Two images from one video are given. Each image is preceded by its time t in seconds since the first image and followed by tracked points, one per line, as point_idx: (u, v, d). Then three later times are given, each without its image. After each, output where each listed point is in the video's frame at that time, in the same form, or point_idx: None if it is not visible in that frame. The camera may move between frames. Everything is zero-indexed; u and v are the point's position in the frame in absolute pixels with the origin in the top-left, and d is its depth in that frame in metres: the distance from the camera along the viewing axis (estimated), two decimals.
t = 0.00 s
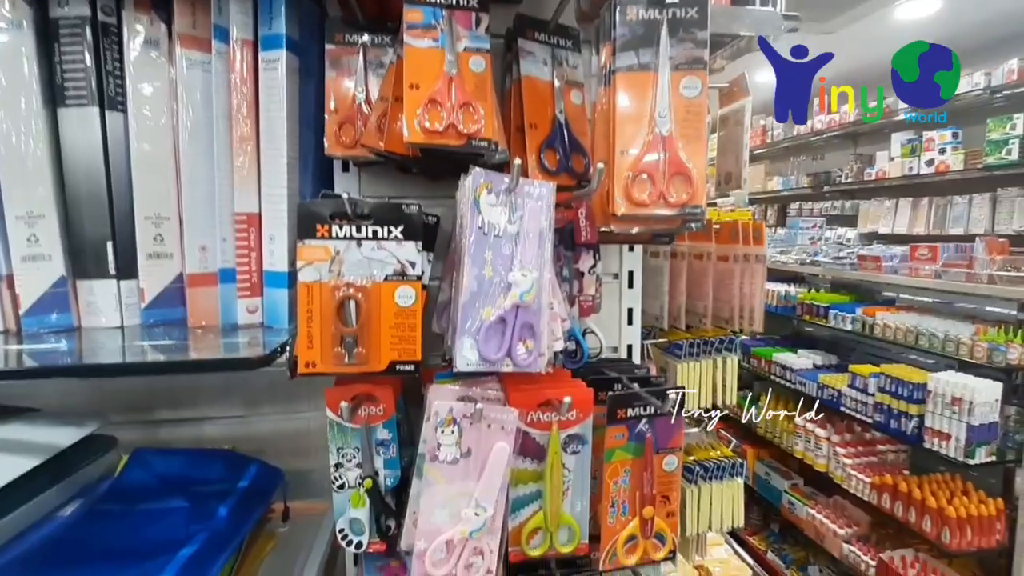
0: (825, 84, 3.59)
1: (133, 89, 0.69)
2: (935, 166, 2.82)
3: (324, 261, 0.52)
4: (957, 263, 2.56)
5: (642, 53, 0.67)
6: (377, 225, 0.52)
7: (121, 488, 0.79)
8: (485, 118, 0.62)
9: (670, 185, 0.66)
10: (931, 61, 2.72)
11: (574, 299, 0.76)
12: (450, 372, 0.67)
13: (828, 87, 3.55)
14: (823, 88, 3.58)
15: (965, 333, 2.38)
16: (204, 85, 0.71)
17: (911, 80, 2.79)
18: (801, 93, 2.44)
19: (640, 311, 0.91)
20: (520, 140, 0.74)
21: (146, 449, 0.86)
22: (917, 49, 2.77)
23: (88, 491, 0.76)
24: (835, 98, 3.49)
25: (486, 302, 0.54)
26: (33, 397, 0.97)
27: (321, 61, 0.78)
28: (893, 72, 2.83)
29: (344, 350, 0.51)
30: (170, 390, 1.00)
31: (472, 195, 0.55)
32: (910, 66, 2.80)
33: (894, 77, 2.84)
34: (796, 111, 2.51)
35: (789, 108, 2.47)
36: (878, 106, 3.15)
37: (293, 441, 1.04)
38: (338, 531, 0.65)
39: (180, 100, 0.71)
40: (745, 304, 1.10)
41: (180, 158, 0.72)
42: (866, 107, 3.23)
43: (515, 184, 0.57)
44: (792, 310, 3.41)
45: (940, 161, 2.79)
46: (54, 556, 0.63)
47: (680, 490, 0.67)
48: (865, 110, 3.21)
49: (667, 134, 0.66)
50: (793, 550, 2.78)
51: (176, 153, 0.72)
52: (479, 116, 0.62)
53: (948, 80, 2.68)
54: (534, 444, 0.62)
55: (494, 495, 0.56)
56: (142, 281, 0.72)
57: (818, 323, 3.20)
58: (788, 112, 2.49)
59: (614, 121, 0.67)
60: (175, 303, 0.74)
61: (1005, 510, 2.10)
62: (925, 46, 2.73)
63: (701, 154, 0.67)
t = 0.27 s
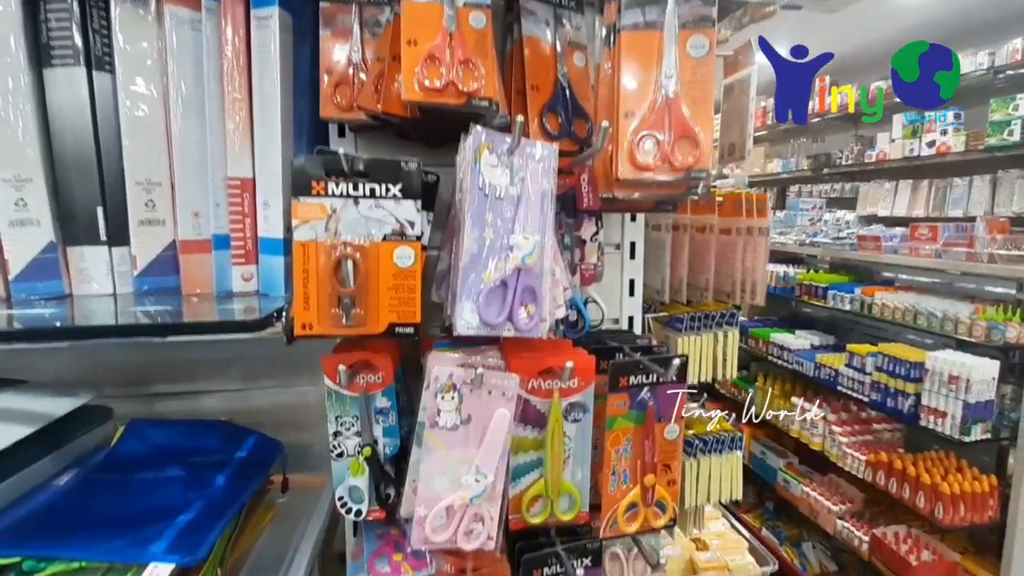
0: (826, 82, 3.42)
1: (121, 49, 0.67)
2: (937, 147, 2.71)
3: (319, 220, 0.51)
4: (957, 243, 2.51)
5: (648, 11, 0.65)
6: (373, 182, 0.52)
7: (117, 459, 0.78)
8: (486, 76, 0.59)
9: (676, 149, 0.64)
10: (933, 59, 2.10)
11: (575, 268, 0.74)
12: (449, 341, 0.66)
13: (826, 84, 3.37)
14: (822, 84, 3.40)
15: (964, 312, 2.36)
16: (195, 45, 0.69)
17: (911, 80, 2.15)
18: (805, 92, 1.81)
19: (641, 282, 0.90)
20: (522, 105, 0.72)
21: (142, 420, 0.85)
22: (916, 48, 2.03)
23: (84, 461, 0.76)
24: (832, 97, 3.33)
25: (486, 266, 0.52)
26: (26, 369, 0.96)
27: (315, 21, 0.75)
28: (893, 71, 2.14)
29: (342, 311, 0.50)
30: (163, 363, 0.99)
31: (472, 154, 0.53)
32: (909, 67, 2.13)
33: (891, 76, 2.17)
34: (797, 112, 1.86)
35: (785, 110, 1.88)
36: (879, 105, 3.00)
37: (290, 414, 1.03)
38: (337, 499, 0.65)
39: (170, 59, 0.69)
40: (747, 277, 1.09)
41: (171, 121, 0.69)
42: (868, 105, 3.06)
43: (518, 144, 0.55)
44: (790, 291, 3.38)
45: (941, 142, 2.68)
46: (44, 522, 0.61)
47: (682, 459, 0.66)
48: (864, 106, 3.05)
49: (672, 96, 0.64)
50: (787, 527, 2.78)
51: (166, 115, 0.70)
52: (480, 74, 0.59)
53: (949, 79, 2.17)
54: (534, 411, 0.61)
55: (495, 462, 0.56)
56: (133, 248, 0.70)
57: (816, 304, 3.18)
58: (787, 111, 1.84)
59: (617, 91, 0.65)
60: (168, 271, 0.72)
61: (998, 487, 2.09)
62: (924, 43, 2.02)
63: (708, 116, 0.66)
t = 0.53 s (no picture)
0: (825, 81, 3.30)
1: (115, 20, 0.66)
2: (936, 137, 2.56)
3: (319, 188, 0.51)
4: (957, 229, 2.37)
5: None
6: (376, 151, 0.52)
7: (116, 436, 0.77)
8: (487, 45, 0.58)
9: (679, 123, 0.64)
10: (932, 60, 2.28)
11: (577, 244, 0.76)
12: (450, 317, 0.65)
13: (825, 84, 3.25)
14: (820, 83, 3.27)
15: (962, 298, 2.33)
16: (190, 15, 0.68)
17: (910, 80, 2.32)
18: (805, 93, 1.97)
19: (642, 261, 0.88)
20: (522, 78, 0.71)
21: (141, 399, 0.84)
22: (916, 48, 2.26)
23: (83, 438, 0.75)
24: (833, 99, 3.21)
25: (488, 238, 0.52)
26: (24, 349, 0.96)
27: None
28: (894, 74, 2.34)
29: (344, 281, 0.50)
30: (160, 342, 0.99)
31: (474, 124, 0.52)
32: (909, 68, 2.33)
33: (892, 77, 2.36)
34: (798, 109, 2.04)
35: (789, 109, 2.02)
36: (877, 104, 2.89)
37: (289, 395, 1.03)
38: (338, 475, 0.65)
39: (166, 31, 0.67)
40: (750, 258, 1.09)
41: (167, 95, 0.68)
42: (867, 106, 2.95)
43: (519, 115, 0.54)
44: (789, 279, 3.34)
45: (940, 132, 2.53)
46: (41, 496, 0.61)
47: (683, 435, 0.66)
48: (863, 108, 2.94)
49: (677, 67, 0.64)
50: (783, 512, 2.79)
51: (161, 88, 0.68)
52: (481, 44, 0.58)
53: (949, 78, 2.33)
54: (536, 386, 0.61)
55: (496, 436, 0.55)
56: (131, 224, 0.69)
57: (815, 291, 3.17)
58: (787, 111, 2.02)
59: (620, 63, 0.65)
60: (167, 248, 0.71)
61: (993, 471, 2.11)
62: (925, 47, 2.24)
63: (710, 88, 0.65)
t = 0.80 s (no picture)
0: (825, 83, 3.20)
1: None
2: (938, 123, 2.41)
3: (321, 152, 0.51)
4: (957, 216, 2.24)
5: None
6: (379, 116, 0.51)
7: (115, 413, 0.76)
8: (490, 11, 0.57)
9: (686, 93, 0.63)
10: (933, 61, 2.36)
11: (581, 219, 0.76)
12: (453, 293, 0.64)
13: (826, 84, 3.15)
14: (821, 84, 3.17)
15: (963, 284, 2.31)
16: None
17: (911, 80, 2.41)
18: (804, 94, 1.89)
19: (646, 239, 0.84)
20: (524, 49, 0.68)
21: (142, 376, 0.83)
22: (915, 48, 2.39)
23: (83, 414, 0.75)
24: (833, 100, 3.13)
25: (492, 206, 0.51)
26: (21, 328, 0.95)
27: None
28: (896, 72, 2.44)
29: (345, 247, 0.51)
30: (159, 322, 0.98)
31: (478, 91, 0.51)
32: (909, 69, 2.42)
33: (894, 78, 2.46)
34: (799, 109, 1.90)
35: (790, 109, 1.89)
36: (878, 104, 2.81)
37: (290, 375, 1.03)
38: (340, 449, 0.64)
39: None
40: (755, 238, 1.08)
41: (163, 65, 0.67)
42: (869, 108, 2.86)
43: (523, 83, 0.53)
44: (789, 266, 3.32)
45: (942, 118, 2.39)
46: (41, 469, 0.60)
47: (686, 409, 0.66)
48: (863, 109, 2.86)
49: (684, 36, 0.64)
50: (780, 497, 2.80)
51: (158, 57, 0.67)
52: (484, 10, 0.57)
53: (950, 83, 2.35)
54: (540, 360, 0.60)
55: (499, 409, 0.55)
56: (129, 197, 0.68)
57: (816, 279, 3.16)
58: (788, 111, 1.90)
59: (626, 30, 0.64)
60: (165, 223, 0.70)
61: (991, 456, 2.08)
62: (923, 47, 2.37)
63: (716, 56, 0.65)
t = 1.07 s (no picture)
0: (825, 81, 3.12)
1: None
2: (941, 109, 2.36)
3: (319, 116, 0.50)
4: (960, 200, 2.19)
5: None
6: (381, 76, 0.50)
7: (113, 390, 0.76)
8: None
9: (694, 61, 0.62)
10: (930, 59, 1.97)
11: (586, 192, 0.75)
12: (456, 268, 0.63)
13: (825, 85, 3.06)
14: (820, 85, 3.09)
15: (965, 269, 2.29)
16: None
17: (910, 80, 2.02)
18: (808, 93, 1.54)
19: (650, 217, 0.81)
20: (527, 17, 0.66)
21: (140, 352, 0.82)
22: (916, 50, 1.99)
23: (80, 391, 0.74)
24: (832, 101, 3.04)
25: (496, 174, 0.50)
26: (15, 307, 0.94)
27: None
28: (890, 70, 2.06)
29: (345, 213, 0.50)
30: (156, 301, 0.97)
31: (481, 55, 0.49)
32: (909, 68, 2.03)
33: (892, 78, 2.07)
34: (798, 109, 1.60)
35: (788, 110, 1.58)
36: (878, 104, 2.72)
37: (290, 355, 1.02)
38: (342, 425, 0.63)
39: None
40: (761, 217, 1.08)
41: (157, 32, 0.65)
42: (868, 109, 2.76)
43: (528, 47, 0.52)
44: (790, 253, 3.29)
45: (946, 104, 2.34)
46: (39, 442, 0.60)
47: (692, 385, 0.65)
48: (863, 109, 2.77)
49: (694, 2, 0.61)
50: (778, 482, 2.81)
51: (152, 24, 0.65)
52: None
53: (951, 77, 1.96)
54: (543, 334, 0.59)
55: (503, 382, 0.54)
56: (124, 168, 0.67)
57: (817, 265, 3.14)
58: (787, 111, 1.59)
59: None
60: (161, 195, 0.68)
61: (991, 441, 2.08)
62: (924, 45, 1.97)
63: (725, 21, 0.63)
